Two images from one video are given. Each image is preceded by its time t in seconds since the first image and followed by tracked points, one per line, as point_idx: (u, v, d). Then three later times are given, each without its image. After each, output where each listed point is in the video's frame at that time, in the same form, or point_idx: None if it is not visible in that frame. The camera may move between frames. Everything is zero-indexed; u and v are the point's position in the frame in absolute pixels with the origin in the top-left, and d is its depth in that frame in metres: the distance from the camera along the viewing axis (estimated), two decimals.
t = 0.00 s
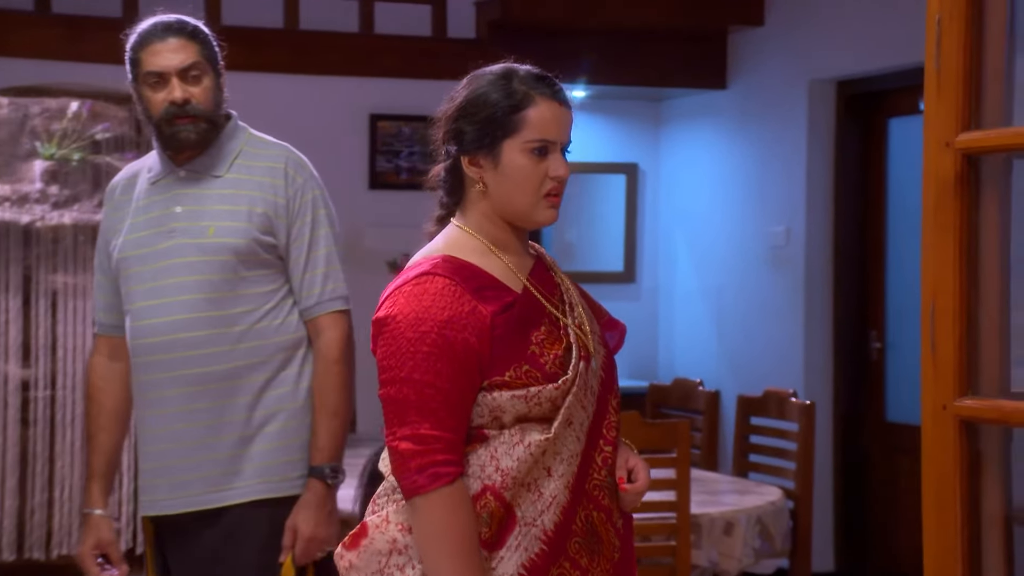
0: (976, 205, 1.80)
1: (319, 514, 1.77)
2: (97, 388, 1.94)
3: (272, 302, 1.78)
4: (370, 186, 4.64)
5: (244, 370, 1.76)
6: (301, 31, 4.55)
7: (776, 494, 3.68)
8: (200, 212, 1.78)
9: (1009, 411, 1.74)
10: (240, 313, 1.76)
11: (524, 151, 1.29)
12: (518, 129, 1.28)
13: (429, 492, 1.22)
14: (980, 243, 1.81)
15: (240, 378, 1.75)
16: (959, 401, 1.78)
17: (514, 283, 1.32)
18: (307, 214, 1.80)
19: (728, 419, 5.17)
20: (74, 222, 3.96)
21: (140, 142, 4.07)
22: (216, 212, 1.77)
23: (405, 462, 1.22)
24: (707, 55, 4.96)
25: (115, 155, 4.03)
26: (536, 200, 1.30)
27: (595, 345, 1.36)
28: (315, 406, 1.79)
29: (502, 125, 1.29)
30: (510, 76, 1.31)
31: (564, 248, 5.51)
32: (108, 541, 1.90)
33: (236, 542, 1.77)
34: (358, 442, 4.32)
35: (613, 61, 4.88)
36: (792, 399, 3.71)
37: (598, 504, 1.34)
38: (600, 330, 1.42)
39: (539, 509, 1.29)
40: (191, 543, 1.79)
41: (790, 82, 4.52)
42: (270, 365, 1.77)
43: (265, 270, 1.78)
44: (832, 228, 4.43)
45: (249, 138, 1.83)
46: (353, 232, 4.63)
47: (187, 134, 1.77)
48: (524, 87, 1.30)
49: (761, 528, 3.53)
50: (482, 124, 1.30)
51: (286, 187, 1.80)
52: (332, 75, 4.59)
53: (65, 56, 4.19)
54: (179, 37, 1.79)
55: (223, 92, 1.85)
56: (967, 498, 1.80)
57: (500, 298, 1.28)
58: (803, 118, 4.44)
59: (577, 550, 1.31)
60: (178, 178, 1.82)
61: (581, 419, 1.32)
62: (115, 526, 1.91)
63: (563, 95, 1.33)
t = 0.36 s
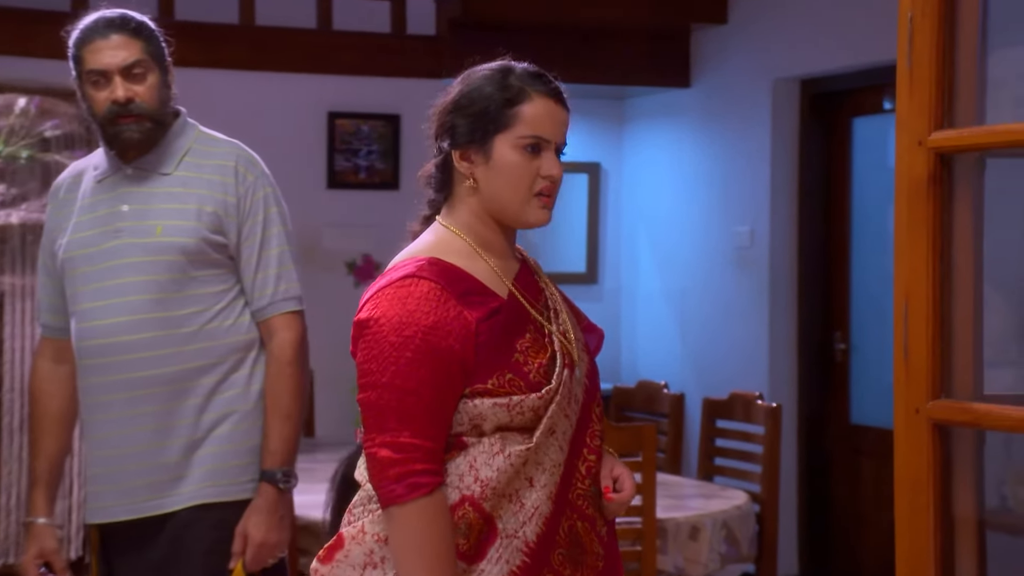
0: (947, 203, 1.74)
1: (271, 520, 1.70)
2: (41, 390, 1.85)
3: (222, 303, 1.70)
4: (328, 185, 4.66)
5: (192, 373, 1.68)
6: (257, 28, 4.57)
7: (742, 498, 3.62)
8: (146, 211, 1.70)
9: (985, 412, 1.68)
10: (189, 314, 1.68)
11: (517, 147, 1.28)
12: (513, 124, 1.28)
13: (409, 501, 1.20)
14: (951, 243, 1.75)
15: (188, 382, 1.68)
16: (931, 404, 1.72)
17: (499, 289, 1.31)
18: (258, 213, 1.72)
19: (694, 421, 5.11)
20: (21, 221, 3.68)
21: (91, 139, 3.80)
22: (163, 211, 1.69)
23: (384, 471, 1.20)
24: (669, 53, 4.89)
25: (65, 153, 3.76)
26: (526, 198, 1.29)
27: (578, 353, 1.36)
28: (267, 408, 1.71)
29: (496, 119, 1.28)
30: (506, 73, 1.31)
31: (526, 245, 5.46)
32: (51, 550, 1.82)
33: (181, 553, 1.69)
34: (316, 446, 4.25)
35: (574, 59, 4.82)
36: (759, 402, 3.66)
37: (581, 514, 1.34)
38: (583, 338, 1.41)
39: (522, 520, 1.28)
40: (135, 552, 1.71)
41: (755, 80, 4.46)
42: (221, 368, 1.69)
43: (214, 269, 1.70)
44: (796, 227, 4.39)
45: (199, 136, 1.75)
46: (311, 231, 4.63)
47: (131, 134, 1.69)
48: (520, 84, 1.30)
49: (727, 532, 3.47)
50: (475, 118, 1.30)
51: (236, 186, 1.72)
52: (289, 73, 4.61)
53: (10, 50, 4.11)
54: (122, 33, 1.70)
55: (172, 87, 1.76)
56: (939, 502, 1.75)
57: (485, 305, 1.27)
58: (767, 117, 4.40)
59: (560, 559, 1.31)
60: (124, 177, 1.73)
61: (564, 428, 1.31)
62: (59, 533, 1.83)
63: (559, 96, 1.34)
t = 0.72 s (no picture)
0: (925, 199, 1.68)
1: (220, 535, 1.63)
2: None
3: (169, 307, 1.63)
4: (287, 182, 4.63)
5: (136, 379, 1.61)
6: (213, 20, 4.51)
7: (712, 502, 3.55)
8: (90, 210, 1.62)
9: (966, 415, 1.62)
10: (133, 318, 1.61)
11: (508, 137, 1.32)
12: (504, 114, 1.32)
13: (382, 502, 1.24)
14: (929, 240, 1.68)
15: (132, 389, 1.61)
16: (908, 406, 1.67)
17: (490, 287, 1.33)
18: (208, 214, 1.64)
19: (660, 423, 5.05)
20: None
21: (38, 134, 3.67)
22: (108, 210, 1.61)
23: (358, 470, 1.24)
24: (633, 49, 4.82)
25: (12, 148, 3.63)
26: (519, 188, 1.32)
27: (576, 357, 1.37)
28: (217, 417, 1.64)
29: (487, 108, 1.33)
30: (499, 64, 1.35)
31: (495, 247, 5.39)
32: None
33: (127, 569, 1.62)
34: (276, 448, 4.17)
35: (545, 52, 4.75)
36: (728, 404, 3.59)
37: (570, 523, 1.35)
38: (586, 340, 1.42)
39: (504, 529, 1.29)
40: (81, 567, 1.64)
41: (722, 75, 4.40)
42: (168, 374, 1.62)
43: (161, 272, 1.63)
44: (764, 223, 4.32)
45: (150, 132, 1.66)
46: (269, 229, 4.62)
47: (72, 131, 1.61)
48: (512, 74, 1.34)
49: (696, 537, 3.39)
50: (469, 110, 1.34)
51: (187, 185, 1.64)
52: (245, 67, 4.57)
53: None
54: (64, 24, 1.61)
55: (122, 79, 1.67)
56: (919, 500, 1.69)
57: (470, 305, 1.29)
58: (733, 113, 4.33)
59: (545, 568, 1.33)
60: (70, 173, 1.65)
61: (554, 435, 1.32)
62: None
63: (555, 87, 1.37)
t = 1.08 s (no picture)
0: (907, 203, 1.65)
1: (169, 562, 1.56)
2: None
3: (111, 317, 1.54)
4: (247, 182, 4.54)
5: (75, 393, 1.51)
6: (169, 15, 4.41)
7: (686, 510, 3.46)
8: (28, 212, 1.50)
9: (945, 419, 1.60)
10: (71, 329, 1.51)
11: (489, 132, 1.25)
12: (482, 108, 1.26)
13: (366, 506, 1.20)
14: (911, 243, 1.65)
15: (70, 403, 1.50)
16: (889, 412, 1.65)
17: (490, 285, 1.27)
18: (157, 221, 1.56)
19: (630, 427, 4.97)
20: None
21: None
22: (48, 213, 1.50)
23: (345, 472, 1.20)
24: (604, 48, 4.72)
25: None
26: (506, 184, 1.25)
27: (584, 358, 1.30)
28: (167, 435, 1.57)
29: (466, 103, 1.27)
30: (479, 56, 1.29)
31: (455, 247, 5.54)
32: None
33: None
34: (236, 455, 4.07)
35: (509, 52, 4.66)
36: (703, 409, 3.51)
37: (570, 533, 1.29)
38: (603, 339, 1.34)
39: (495, 537, 1.25)
40: None
41: (692, 74, 4.32)
42: (110, 386, 1.53)
43: (104, 280, 1.53)
44: (737, 227, 4.24)
45: (99, 129, 1.57)
46: (226, 229, 4.52)
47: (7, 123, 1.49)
48: (493, 66, 1.28)
49: (670, 545, 3.28)
50: (451, 107, 1.29)
51: (133, 191, 1.55)
52: (200, 63, 4.48)
53: None
54: (6, 10, 1.49)
55: (67, 71, 1.55)
56: (899, 513, 1.67)
57: (465, 304, 1.24)
58: (704, 113, 4.25)
59: None
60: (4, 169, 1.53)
61: (552, 440, 1.26)
62: None
63: (546, 71, 1.29)
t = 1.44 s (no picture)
0: (891, 209, 1.56)
1: None
2: None
3: (60, 326, 1.47)
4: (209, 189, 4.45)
5: (17, 406, 1.44)
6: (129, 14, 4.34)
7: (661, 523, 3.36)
8: None
9: (934, 431, 1.52)
10: (14, 337, 1.44)
11: (481, 137, 1.18)
12: (472, 114, 1.18)
13: (353, 516, 1.17)
14: (897, 251, 1.56)
15: (10, 417, 1.44)
16: (873, 423, 1.56)
17: (490, 293, 1.23)
18: (111, 225, 1.48)
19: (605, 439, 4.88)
20: None
21: None
22: None
23: (333, 482, 1.18)
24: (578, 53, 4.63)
25: None
26: (500, 189, 1.17)
27: (590, 367, 1.24)
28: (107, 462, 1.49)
29: (459, 109, 1.19)
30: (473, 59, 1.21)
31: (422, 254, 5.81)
32: None
33: None
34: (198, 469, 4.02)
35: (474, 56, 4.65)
36: (677, 419, 3.45)
37: (570, 547, 1.23)
38: (617, 347, 1.29)
39: (489, 549, 1.19)
40: None
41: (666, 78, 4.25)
42: (54, 402, 1.46)
43: (52, 287, 1.46)
44: (713, 235, 4.16)
45: (58, 126, 1.49)
46: (187, 236, 4.44)
47: None
48: (484, 68, 1.20)
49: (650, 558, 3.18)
50: (448, 115, 1.21)
51: (87, 193, 1.47)
52: (161, 63, 4.38)
53: None
54: None
55: (25, 59, 1.47)
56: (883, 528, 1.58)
57: (457, 311, 1.20)
58: (678, 118, 4.17)
59: None
60: None
61: (548, 451, 1.21)
62: None
63: (544, 68, 1.20)
